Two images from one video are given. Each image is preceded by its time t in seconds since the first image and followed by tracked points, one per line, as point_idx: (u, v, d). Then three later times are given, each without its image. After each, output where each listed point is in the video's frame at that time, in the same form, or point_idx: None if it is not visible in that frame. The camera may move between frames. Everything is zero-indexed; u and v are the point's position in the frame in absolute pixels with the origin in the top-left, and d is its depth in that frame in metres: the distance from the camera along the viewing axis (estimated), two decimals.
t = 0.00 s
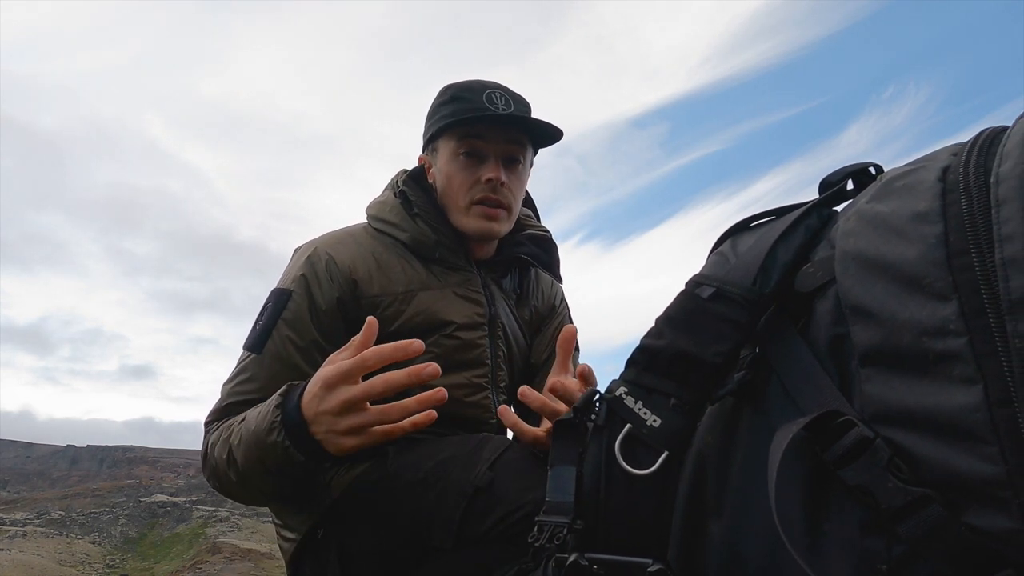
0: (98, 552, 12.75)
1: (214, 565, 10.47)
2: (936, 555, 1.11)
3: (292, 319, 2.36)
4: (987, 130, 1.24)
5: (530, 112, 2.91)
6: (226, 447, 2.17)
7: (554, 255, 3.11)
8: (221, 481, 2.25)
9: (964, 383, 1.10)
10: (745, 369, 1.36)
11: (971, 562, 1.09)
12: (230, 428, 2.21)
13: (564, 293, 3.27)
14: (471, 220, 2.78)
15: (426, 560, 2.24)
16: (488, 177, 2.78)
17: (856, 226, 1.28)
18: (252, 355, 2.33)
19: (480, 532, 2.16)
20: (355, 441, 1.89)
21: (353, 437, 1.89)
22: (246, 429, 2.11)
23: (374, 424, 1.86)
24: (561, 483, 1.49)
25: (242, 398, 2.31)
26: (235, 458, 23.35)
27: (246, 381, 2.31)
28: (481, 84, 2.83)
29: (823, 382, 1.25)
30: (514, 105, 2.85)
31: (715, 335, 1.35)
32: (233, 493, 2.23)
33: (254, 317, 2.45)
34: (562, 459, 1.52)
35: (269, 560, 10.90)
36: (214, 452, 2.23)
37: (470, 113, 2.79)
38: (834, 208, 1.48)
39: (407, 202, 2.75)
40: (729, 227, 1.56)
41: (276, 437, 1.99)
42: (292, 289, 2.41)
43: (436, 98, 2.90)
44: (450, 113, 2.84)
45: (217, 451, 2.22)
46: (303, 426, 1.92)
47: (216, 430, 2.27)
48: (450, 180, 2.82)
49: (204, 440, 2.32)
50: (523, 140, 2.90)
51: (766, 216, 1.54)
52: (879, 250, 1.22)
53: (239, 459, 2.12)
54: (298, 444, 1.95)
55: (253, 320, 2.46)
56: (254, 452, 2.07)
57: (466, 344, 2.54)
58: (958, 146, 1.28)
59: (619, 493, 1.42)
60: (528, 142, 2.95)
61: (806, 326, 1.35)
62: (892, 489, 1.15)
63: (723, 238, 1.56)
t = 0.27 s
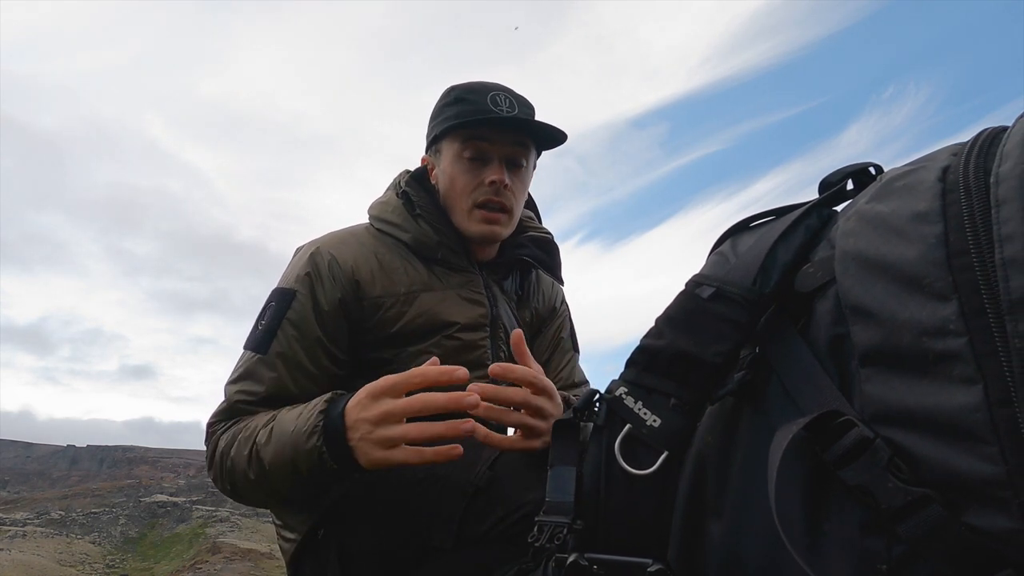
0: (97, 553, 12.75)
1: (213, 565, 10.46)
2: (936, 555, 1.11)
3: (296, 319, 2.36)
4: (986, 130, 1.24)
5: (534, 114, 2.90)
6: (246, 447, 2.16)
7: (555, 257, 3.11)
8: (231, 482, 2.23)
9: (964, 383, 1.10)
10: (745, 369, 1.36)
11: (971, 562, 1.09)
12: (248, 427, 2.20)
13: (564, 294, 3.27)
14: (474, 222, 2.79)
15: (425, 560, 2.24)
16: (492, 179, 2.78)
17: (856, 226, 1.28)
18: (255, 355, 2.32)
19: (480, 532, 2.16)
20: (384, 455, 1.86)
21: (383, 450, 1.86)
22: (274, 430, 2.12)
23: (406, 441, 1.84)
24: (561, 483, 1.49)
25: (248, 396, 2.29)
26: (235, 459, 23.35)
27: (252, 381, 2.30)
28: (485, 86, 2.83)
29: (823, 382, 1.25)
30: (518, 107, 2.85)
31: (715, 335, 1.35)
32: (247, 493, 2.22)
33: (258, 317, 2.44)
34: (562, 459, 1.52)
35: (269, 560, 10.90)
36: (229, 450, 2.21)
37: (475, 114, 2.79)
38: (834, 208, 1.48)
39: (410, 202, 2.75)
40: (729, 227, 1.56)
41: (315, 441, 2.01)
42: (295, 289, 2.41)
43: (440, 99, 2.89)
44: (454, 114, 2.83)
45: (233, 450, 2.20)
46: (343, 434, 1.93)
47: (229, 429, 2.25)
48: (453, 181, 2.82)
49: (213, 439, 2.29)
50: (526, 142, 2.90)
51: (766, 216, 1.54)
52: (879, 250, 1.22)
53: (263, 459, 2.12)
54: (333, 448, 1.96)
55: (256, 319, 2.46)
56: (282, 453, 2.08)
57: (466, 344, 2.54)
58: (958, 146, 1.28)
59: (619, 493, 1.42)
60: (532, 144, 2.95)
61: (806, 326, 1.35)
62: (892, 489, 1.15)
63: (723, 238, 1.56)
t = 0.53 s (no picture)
0: (98, 552, 12.75)
1: (213, 565, 10.46)
2: (936, 555, 1.11)
3: (297, 319, 2.36)
4: (987, 130, 1.24)
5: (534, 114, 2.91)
6: (255, 446, 2.16)
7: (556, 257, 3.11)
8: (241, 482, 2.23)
9: (964, 383, 1.10)
10: (745, 369, 1.36)
11: (971, 562, 1.09)
12: (257, 426, 2.20)
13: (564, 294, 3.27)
14: (476, 222, 2.78)
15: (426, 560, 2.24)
16: (493, 179, 2.78)
17: (856, 226, 1.28)
18: (256, 355, 2.32)
19: (480, 532, 2.16)
20: (404, 450, 1.87)
21: (403, 445, 1.87)
22: (286, 428, 2.12)
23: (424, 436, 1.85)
24: (561, 484, 1.49)
25: (251, 394, 2.29)
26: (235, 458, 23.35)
27: (254, 380, 2.31)
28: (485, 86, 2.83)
29: (823, 382, 1.25)
30: (519, 107, 2.85)
31: (715, 335, 1.35)
32: (257, 493, 2.22)
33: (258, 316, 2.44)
34: (561, 459, 1.52)
35: (269, 560, 10.90)
36: (237, 450, 2.20)
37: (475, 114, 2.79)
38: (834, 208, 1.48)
39: (410, 202, 2.75)
40: (729, 227, 1.56)
41: (329, 438, 2.01)
42: (296, 289, 2.41)
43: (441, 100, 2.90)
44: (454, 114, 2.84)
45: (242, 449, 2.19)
46: (358, 431, 1.93)
47: (235, 428, 2.25)
48: (454, 181, 2.82)
49: (218, 440, 2.28)
50: (527, 142, 2.90)
51: (766, 216, 1.54)
52: (879, 250, 1.22)
53: (274, 458, 2.11)
54: (347, 446, 1.96)
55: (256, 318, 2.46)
56: (293, 451, 2.07)
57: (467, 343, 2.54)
58: (958, 147, 1.28)
59: (619, 494, 1.42)
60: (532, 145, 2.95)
61: (806, 327, 1.35)
62: (892, 488, 1.15)
63: (723, 238, 1.56)
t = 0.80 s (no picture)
0: (98, 552, 12.75)
1: (213, 565, 10.45)
2: (936, 556, 1.11)
3: (297, 319, 2.36)
4: (986, 130, 1.24)
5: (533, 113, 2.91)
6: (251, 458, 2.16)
7: (555, 257, 3.11)
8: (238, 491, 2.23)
9: (964, 383, 1.10)
10: (744, 369, 1.36)
11: (971, 562, 1.09)
12: (250, 438, 2.19)
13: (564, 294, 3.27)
14: (475, 222, 2.77)
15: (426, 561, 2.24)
16: (492, 178, 2.77)
17: (856, 226, 1.28)
18: (257, 355, 2.32)
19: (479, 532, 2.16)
20: (387, 475, 1.83)
21: (386, 470, 1.84)
22: (277, 444, 2.12)
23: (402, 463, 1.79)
24: (560, 484, 1.49)
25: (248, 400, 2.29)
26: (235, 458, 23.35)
27: (255, 383, 2.30)
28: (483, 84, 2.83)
29: (822, 382, 1.25)
30: (518, 106, 2.85)
31: (715, 335, 1.35)
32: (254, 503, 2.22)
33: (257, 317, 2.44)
34: (561, 460, 1.52)
35: (269, 560, 10.89)
36: (233, 459, 2.21)
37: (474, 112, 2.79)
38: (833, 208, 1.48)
39: (409, 203, 2.75)
40: (729, 227, 1.56)
41: (316, 460, 2.00)
42: (296, 289, 2.41)
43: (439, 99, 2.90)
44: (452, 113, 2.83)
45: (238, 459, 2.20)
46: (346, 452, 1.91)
47: (234, 437, 2.25)
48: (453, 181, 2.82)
49: (217, 447, 2.28)
50: (526, 141, 2.89)
51: (766, 216, 1.54)
52: (878, 250, 1.22)
53: (267, 472, 2.11)
54: (335, 466, 1.95)
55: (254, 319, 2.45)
56: (286, 465, 2.07)
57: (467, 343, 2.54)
58: (958, 147, 1.28)
59: (619, 494, 1.42)
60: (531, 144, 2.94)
61: (805, 327, 1.35)
62: (891, 488, 1.15)
63: (723, 238, 1.56)
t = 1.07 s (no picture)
0: (98, 552, 12.75)
1: (213, 565, 10.45)
2: (937, 557, 1.11)
3: (306, 317, 2.39)
4: (986, 131, 1.24)
5: (539, 118, 2.91)
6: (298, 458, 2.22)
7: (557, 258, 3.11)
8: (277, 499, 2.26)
9: (963, 383, 1.10)
10: (744, 369, 1.36)
11: (972, 563, 1.09)
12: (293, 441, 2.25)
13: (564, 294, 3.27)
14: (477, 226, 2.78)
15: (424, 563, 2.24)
16: (497, 183, 2.77)
17: (855, 226, 1.28)
18: (270, 355, 2.34)
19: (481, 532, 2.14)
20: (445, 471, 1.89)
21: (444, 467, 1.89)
22: (349, 438, 2.21)
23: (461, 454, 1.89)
24: (560, 485, 1.49)
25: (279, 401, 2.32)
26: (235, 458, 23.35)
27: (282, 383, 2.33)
28: (491, 87, 2.81)
29: (822, 382, 1.25)
30: (525, 110, 2.84)
31: (715, 335, 1.35)
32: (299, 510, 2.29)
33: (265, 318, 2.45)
34: (561, 460, 1.52)
35: (269, 560, 10.89)
36: (277, 463, 2.23)
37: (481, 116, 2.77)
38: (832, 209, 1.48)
39: (409, 203, 2.76)
40: (728, 228, 1.56)
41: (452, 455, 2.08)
42: (300, 288, 2.43)
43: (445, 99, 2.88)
44: (459, 115, 2.82)
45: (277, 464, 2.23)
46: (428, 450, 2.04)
47: (273, 440, 2.26)
48: (457, 183, 2.81)
49: (248, 453, 2.29)
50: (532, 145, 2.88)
51: (765, 216, 1.54)
52: (878, 250, 1.22)
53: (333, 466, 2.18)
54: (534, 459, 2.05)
55: (261, 320, 2.46)
56: (349, 459, 2.16)
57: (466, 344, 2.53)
58: (957, 147, 1.28)
59: (619, 495, 1.42)
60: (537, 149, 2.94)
61: (805, 328, 1.35)
62: (891, 489, 1.14)
63: (722, 238, 1.56)
